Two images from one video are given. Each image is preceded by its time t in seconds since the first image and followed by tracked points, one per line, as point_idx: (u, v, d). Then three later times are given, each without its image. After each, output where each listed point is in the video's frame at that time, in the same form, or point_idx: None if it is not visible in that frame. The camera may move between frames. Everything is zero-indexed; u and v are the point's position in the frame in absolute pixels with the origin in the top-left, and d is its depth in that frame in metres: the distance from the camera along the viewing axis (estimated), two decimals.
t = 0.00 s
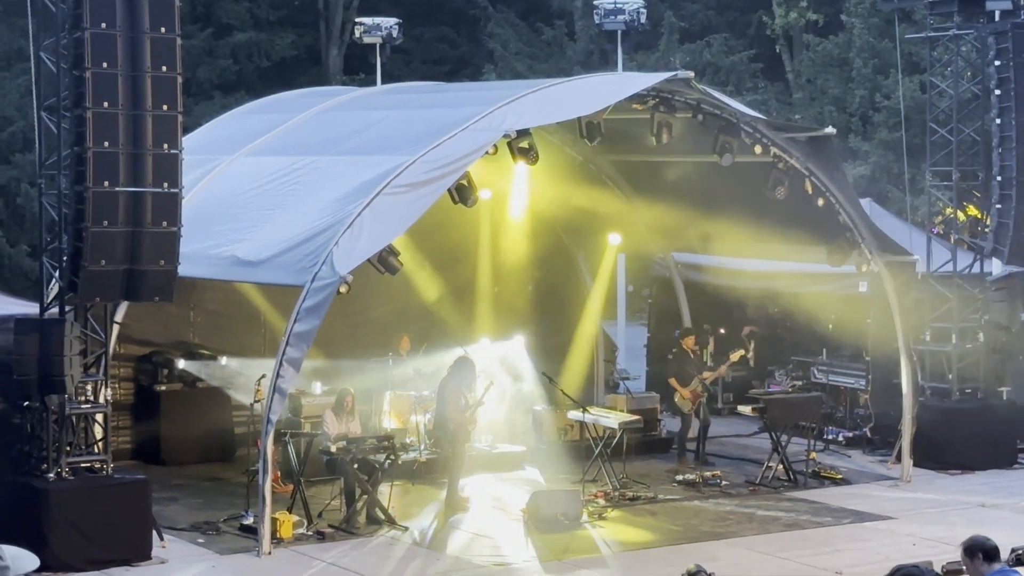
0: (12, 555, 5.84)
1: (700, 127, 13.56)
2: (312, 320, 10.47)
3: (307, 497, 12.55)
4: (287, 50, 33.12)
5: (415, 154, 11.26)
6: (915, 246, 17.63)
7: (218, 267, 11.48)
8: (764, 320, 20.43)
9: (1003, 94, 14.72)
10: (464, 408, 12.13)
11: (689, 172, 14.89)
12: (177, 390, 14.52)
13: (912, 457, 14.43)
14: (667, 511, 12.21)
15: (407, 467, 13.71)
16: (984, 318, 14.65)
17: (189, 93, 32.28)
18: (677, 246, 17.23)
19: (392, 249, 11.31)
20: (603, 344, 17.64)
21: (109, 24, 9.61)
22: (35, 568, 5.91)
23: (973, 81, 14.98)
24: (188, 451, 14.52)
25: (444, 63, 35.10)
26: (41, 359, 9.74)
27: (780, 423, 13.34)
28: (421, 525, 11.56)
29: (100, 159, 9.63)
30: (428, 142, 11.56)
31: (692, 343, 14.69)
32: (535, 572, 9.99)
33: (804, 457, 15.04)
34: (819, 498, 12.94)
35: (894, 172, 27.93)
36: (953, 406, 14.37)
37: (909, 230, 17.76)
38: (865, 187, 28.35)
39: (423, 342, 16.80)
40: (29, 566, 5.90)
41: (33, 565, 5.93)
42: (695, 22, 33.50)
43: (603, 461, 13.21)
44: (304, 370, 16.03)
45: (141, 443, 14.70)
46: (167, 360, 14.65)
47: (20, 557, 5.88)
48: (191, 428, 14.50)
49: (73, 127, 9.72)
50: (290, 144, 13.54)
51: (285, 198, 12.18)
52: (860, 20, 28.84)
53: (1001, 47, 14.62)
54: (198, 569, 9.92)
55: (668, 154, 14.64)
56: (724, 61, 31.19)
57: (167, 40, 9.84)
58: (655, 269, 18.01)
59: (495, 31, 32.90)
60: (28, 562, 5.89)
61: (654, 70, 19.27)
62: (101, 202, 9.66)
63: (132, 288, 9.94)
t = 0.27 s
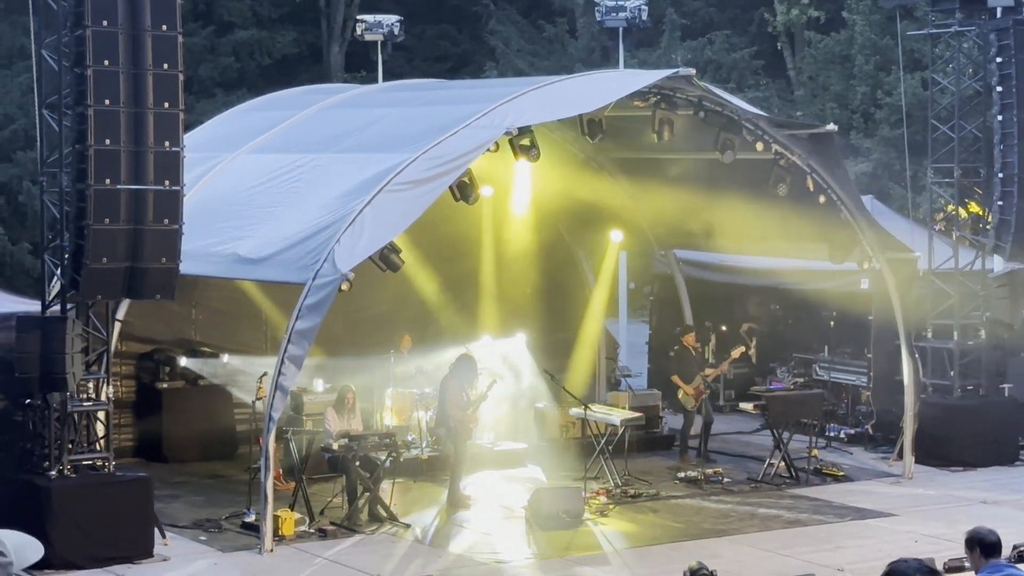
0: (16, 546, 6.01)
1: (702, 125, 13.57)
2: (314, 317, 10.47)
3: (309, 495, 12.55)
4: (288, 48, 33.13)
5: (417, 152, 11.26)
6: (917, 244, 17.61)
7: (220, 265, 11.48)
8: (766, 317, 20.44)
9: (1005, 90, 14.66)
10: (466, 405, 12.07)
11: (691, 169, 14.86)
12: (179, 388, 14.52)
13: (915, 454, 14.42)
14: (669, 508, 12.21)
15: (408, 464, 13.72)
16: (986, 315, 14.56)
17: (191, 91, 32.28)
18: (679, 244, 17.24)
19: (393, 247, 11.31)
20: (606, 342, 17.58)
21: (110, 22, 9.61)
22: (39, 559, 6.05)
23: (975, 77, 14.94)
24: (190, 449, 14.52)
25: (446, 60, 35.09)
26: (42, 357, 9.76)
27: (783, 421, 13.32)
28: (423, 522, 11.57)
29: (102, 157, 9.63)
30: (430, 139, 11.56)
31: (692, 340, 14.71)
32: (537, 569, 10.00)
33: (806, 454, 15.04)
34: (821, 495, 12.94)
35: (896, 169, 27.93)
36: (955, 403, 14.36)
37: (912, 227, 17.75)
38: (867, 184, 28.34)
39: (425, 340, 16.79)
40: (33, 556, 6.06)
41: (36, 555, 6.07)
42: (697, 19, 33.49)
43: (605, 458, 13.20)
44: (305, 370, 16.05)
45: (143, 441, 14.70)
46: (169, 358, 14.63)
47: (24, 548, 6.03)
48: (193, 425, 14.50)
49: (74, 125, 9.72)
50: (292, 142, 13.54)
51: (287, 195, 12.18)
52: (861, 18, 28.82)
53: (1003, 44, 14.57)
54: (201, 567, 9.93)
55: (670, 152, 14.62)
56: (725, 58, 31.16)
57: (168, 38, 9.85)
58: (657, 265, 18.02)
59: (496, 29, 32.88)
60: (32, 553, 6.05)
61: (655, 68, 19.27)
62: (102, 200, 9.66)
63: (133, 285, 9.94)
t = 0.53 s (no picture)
0: (19, 547, 5.95)
1: (703, 123, 13.59)
2: (316, 315, 10.46)
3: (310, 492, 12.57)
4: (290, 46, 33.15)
5: (419, 149, 11.25)
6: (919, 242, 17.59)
7: (222, 263, 11.48)
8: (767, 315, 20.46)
9: (1007, 88, 14.64)
10: (468, 403, 12.04)
11: (690, 167, 14.84)
12: (180, 386, 14.49)
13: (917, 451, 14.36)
14: (671, 506, 12.21)
15: (409, 461, 13.72)
16: (988, 312, 14.59)
17: (193, 89, 32.26)
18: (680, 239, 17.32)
19: (394, 244, 11.29)
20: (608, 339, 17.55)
21: (112, 20, 9.61)
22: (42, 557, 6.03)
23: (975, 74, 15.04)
24: (192, 446, 14.54)
25: (447, 58, 35.10)
26: (44, 355, 9.76)
27: (784, 418, 13.31)
28: (425, 520, 11.58)
29: (103, 155, 9.62)
30: (432, 137, 11.55)
31: (696, 337, 14.67)
32: (539, 566, 10.00)
33: (808, 451, 15.05)
34: (822, 492, 12.94)
35: (898, 166, 27.93)
36: (957, 400, 14.35)
37: (914, 224, 17.73)
38: (869, 182, 28.34)
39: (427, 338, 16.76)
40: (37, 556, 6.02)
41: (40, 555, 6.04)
42: (698, 17, 33.47)
43: (608, 456, 13.18)
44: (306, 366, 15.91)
45: (145, 439, 14.73)
46: (171, 357, 14.65)
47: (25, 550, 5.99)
48: (194, 423, 14.51)
49: (75, 123, 9.71)
50: (294, 139, 13.56)
51: (288, 193, 12.21)
52: (863, 15, 28.74)
53: (1004, 41, 14.54)
54: (203, 564, 9.94)
55: (671, 150, 14.63)
56: (727, 56, 31.15)
57: (170, 36, 9.86)
58: (659, 262, 18.04)
59: (498, 26, 32.86)
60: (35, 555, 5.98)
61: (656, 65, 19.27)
62: (103, 198, 9.66)
63: (135, 284, 9.95)
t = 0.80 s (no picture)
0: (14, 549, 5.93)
1: (705, 120, 13.56)
2: (317, 313, 10.46)
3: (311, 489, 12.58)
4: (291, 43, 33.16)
5: (420, 147, 11.26)
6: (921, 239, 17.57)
7: (224, 261, 11.47)
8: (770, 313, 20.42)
9: (1009, 85, 14.71)
10: (469, 401, 12.03)
11: (691, 163, 14.84)
12: (182, 382, 14.50)
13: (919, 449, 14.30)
14: (672, 503, 12.22)
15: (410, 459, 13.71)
16: (989, 309, 14.59)
17: (194, 86, 32.28)
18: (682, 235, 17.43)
19: (395, 241, 11.31)
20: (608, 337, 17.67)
21: (113, 18, 9.62)
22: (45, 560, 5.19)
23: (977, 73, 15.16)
24: (194, 444, 14.55)
25: (449, 56, 35.11)
26: (46, 353, 9.80)
27: (786, 415, 13.31)
28: (427, 517, 11.60)
29: (104, 152, 9.62)
30: (433, 134, 11.57)
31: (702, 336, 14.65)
32: (541, 563, 10.01)
33: (809, 448, 15.05)
34: (823, 490, 12.94)
35: (899, 164, 27.91)
36: (958, 397, 14.35)
37: (914, 221, 17.69)
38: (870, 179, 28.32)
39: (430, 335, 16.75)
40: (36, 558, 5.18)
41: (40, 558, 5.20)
42: (699, 14, 33.45)
43: (608, 453, 13.18)
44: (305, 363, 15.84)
45: (146, 437, 14.74)
46: (172, 354, 14.58)
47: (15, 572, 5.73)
48: (195, 421, 14.53)
49: (77, 121, 9.71)
50: (296, 136, 13.58)
51: (290, 190, 12.20)
52: (864, 12, 28.68)
53: (1005, 38, 14.51)
54: (204, 562, 9.95)
55: (672, 148, 14.58)
56: (728, 53, 31.15)
57: (171, 33, 9.86)
58: (660, 259, 18.19)
59: (499, 24, 32.86)
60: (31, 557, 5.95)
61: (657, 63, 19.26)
62: (105, 195, 9.67)
63: (137, 281, 9.96)
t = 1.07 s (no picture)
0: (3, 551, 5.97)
1: (706, 118, 13.54)
2: (319, 311, 10.46)
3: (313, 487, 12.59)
4: (293, 42, 33.14)
5: (422, 145, 11.26)
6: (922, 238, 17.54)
7: (226, 259, 11.48)
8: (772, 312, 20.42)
9: (1010, 83, 14.65)
10: (471, 400, 12.03)
11: (693, 161, 14.87)
12: (185, 382, 14.54)
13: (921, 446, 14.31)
14: (674, 501, 12.21)
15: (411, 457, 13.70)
16: (991, 308, 14.60)
17: (196, 85, 32.29)
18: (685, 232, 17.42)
19: (397, 239, 11.32)
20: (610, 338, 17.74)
21: (114, 16, 9.61)
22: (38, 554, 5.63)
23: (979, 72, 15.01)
24: (197, 443, 14.56)
25: (450, 54, 35.11)
26: (47, 351, 9.77)
27: (788, 413, 13.31)
28: (431, 516, 11.60)
29: (106, 150, 9.62)
30: (435, 132, 11.58)
31: (701, 335, 14.68)
32: (543, 562, 10.01)
33: (811, 447, 15.05)
34: (825, 488, 12.93)
35: (901, 162, 27.92)
36: (960, 394, 14.34)
37: (916, 219, 17.64)
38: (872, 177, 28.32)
39: (431, 334, 16.77)
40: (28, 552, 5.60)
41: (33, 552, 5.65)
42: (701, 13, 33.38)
43: (610, 451, 13.17)
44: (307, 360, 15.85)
45: (148, 435, 14.74)
46: (175, 353, 14.65)
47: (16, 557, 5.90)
48: (197, 420, 14.53)
49: (78, 119, 9.71)
50: (298, 134, 13.59)
51: (291, 189, 12.21)
52: (866, 10, 28.66)
53: (1008, 37, 14.48)
54: (206, 561, 9.95)
55: (674, 146, 14.60)
56: (729, 52, 31.16)
57: (172, 32, 9.86)
58: (661, 258, 18.19)
59: (501, 22, 32.86)
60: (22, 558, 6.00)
61: (659, 61, 19.25)
62: (107, 194, 9.67)
63: (139, 280, 9.96)
